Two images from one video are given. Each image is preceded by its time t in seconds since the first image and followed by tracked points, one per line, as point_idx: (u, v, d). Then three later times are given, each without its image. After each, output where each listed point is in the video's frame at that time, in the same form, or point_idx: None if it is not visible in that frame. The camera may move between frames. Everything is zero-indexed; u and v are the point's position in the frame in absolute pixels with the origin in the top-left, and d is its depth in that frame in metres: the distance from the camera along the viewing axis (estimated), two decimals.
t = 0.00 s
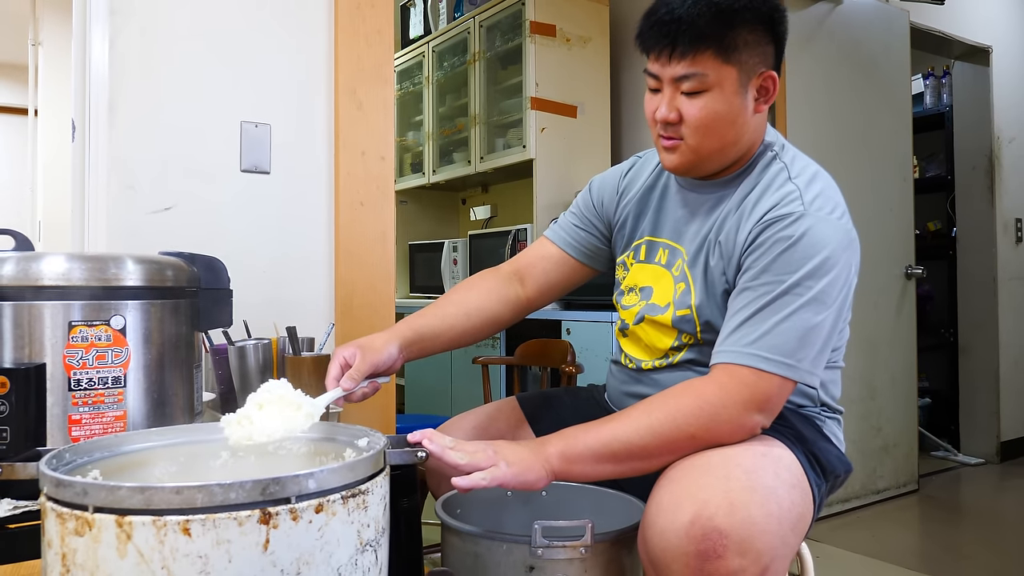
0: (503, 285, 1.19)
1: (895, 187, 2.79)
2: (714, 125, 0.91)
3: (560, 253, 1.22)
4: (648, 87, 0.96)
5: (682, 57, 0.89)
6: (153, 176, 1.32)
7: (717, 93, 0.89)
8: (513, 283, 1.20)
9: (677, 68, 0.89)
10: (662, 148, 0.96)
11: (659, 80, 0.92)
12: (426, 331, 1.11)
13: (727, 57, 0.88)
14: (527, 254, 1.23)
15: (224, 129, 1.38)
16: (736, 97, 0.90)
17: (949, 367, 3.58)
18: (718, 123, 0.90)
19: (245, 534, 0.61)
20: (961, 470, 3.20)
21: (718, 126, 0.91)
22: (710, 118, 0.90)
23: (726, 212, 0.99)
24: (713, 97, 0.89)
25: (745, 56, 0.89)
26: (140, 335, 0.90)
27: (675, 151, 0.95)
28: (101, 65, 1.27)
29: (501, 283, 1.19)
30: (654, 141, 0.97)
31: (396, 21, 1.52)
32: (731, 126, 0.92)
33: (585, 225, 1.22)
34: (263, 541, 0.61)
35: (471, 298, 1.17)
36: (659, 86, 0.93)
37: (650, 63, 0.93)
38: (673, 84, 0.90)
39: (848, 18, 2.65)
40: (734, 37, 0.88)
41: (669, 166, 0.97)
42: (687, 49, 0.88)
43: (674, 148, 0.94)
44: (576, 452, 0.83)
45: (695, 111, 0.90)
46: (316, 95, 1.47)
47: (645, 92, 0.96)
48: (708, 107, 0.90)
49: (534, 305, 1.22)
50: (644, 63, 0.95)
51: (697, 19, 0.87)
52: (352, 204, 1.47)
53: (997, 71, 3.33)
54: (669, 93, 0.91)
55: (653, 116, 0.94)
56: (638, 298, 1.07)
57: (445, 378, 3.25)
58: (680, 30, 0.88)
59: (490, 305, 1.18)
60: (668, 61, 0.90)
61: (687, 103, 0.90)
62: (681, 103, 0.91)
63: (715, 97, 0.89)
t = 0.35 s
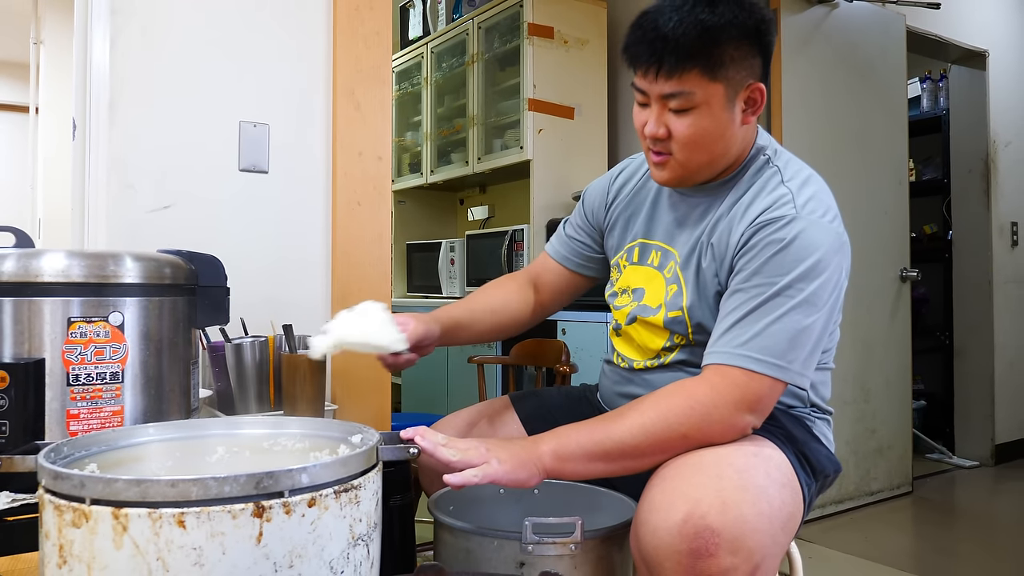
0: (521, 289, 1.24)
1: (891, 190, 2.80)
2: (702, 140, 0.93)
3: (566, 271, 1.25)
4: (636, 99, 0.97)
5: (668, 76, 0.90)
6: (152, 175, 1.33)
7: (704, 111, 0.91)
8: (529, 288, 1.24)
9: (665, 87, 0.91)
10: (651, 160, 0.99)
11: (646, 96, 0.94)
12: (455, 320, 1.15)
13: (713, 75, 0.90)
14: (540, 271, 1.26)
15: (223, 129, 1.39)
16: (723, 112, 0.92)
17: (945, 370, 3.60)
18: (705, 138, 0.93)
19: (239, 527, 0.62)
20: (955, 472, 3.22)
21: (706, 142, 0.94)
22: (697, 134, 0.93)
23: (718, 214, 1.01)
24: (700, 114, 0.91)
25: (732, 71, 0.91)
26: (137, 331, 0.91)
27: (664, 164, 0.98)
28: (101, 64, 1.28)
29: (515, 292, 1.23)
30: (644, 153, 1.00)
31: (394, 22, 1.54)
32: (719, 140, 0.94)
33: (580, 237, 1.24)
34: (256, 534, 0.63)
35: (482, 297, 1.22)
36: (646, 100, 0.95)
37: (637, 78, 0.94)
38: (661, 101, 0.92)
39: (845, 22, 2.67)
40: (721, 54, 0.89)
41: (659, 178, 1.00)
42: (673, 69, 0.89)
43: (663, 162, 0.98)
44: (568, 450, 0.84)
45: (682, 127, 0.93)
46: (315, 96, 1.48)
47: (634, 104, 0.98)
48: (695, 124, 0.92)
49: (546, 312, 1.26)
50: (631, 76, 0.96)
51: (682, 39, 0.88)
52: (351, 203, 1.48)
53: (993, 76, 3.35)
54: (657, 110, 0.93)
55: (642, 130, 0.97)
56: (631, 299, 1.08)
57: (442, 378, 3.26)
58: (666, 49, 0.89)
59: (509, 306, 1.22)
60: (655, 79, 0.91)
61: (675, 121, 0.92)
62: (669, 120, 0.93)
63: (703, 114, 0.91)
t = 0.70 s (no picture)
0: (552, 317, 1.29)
1: (886, 199, 2.81)
2: (694, 159, 0.95)
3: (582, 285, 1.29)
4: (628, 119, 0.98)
5: (658, 102, 0.90)
6: (147, 182, 1.33)
7: (696, 132, 0.92)
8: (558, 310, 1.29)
9: (655, 110, 0.91)
10: (646, 179, 1.00)
11: (637, 118, 0.95)
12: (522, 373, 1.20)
13: (703, 97, 0.90)
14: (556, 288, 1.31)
15: (219, 136, 1.39)
16: (715, 131, 0.93)
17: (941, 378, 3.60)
18: (698, 157, 0.94)
19: (229, 537, 0.62)
20: (951, 481, 3.21)
21: (699, 160, 0.95)
22: (690, 153, 0.94)
23: (712, 224, 1.01)
24: (692, 135, 0.92)
25: (721, 92, 0.91)
26: (130, 340, 0.91)
27: (659, 183, 0.99)
28: (98, 70, 1.28)
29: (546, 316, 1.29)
30: (639, 170, 1.01)
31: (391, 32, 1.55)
32: (711, 157, 0.95)
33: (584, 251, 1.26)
34: (246, 545, 0.62)
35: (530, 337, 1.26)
36: (638, 121, 0.95)
37: (627, 100, 0.94)
38: (652, 124, 0.93)
39: (840, 32, 2.68)
40: (709, 75, 0.90)
41: (654, 195, 1.01)
42: (662, 93, 0.90)
43: (659, 180, 0.99)
44: (560, 458, 0.85)
45: (675, 148, 0.94)
46: (311, 104, 1.48)
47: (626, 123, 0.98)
48: (687, 145, 0.93)
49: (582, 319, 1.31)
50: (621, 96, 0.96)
51: (670, 65, 0.89)
52: (346, 211, 1.48)
53: (987, 86, 3.37)
54: (649, 133, 0.94)
55: (635, 150, 0.97)
56: (627, 307, 1.09)
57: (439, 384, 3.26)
58: (655, 74, 0.90)
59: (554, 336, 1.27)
60: (645, 104, 0.92)
61: (667, 142, 0.93)
62: (661, 142, 0.94)
63: (695, 135, 0.92)
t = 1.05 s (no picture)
0: (540, 328, 1.30)
1: (866, 216, 2.85)
2: (674, 182, 0.96)
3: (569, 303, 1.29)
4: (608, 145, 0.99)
5: (637, 129, 0.92)
6: (126, 198, 1.32)
7: (675, 157, 0.94)
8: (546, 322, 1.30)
9: (634, 137, 0.93)
10: (629, 203, 1.02)
11: (618, 144, 0.96)
12: (514, 380, 1.20)
13: (681, 122, 0.92)
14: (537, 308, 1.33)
15: (199, 152, 1.39)
16: (694, 154, 0.95)
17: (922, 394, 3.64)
18: (679, 180, 0.96)
19: (202, 557, 0.61)
20: (932, 496, 3.24)
21: (681, 183, 0.97)
22: (670, 177, 0.95)
23: (693, 242, 1.02)
24: (672, 160, 0.94)
25: (698, 115, 0.92)
26: (106, 357, 0.90)
27: (642, 207, 1.01)
28: (78, 85, 1.28)
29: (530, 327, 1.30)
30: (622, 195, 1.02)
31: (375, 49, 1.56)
32: (692, 179, 0.97)
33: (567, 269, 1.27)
34: (219, 564, 0.62)
35: (520, 345, 1.27)
36: (618, 147, 0.97)
37: (607, 127, 0.96)
38: (632, 150, 0.94)
39: (821, 52, 2.72)
40: (686, 100, 0.91)
41: (638, 219, 1.03)
42: (641, 120, 0.91)
43: (642, 205, 1.00)
44: (541, 474, 0.86)
45: (655, 173, 0.95)
46: (293, 120, 1.49)
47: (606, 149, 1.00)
48: (667, 169, 0.95)
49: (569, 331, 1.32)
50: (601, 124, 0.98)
51: (647, 92, 0.90)
52: (328, 226, 1.48)
53: (966, 105, 3.44)
54: (630, 159, 0.95)
55: (617, 176, 0.99)
56: (609, 324, 1.09)
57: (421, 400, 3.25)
58: (633, 102, 0.91)
59: (543, 346, 1.28)
60: (624, 130, 0.93)
61: (648, 167, 0.95)
62: (642, 166, 0.95)
63: (675, 159, 0.94)
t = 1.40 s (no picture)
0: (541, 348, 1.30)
1: (858, 220, 2.88)
2: (663, 171, 1.00)
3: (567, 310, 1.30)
4: (598, 143, 1.04)
5: (621, 119, 0.97)
6: (122, 201, 1.33)
7: (661, 146, 0.98)
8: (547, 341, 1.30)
9: (620, 128, 0.98)
10: (623, 198, 1.06)
11: (606, 139, 1.01)
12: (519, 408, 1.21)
13: (663, 111, 0.96)
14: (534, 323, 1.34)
15: (194, 155, 1.40)
16: (680, 142, 0.99)
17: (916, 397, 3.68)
18: (666, 169, 1.00)
19: (201, 557, 0.62)
20: (925, 499, 3.27)
21: (669, 173, 1.01)
22: (658, 167, 0.99)
23: (695, 238, 1.05)
24: (658, 149, 0.98)
25: (680, 103, 0.97)
26: (104, 360, 0.91)
27: (635, 200, 1.05)
28: (74, 88, 1.29)
29: (529, 343, 1.30)
30: (615, 192, 1.07)
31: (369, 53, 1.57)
32: (680, 168, 1.01)
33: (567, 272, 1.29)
34: (218, 564, 0.63)
35: (523, 370, 1.27)
36: (607, 142, 1.02)
37: (594, 123, 1.01)
38: (619, 142, 0.99)
39: (814, 54, 2.75)
40: (667, 89, 0.96)
41: (633, 213, 1.07)
42: (624, 110, 0.96)
43: (634, 198, 1.04)
44: (577, 480, 0.86)
45: (643, 163, 0.99)
46: (288, 124, 1.50)
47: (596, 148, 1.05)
48: (654, 159, 0.99)
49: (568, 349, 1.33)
50: (589, 123, 1.03)
51: (628, 85, 0.96)
52: (323, 230, 1.49)
53: (960, 108, 3.48)
54: (618, 152, 1.00)
55: (608, 171, 1.04)
56: (608, 321, 1.12)
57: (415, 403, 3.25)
58: (615, 94, 0.97)
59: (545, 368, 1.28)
60: (610, 123, 0.99)
61: (636, 158, 0.99)
62: (630, 158, 1.00)
63: (661, 148, 0.98)
